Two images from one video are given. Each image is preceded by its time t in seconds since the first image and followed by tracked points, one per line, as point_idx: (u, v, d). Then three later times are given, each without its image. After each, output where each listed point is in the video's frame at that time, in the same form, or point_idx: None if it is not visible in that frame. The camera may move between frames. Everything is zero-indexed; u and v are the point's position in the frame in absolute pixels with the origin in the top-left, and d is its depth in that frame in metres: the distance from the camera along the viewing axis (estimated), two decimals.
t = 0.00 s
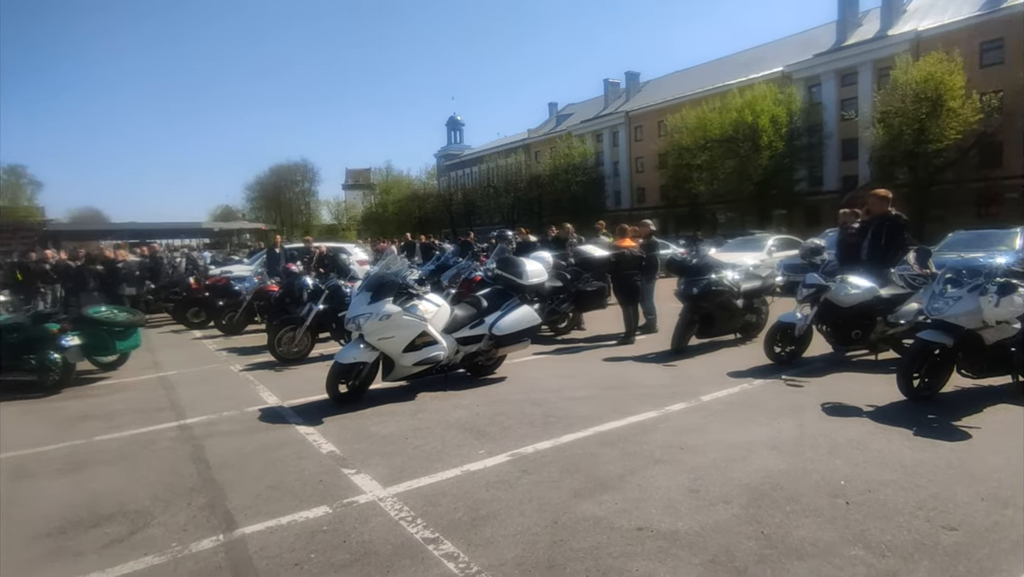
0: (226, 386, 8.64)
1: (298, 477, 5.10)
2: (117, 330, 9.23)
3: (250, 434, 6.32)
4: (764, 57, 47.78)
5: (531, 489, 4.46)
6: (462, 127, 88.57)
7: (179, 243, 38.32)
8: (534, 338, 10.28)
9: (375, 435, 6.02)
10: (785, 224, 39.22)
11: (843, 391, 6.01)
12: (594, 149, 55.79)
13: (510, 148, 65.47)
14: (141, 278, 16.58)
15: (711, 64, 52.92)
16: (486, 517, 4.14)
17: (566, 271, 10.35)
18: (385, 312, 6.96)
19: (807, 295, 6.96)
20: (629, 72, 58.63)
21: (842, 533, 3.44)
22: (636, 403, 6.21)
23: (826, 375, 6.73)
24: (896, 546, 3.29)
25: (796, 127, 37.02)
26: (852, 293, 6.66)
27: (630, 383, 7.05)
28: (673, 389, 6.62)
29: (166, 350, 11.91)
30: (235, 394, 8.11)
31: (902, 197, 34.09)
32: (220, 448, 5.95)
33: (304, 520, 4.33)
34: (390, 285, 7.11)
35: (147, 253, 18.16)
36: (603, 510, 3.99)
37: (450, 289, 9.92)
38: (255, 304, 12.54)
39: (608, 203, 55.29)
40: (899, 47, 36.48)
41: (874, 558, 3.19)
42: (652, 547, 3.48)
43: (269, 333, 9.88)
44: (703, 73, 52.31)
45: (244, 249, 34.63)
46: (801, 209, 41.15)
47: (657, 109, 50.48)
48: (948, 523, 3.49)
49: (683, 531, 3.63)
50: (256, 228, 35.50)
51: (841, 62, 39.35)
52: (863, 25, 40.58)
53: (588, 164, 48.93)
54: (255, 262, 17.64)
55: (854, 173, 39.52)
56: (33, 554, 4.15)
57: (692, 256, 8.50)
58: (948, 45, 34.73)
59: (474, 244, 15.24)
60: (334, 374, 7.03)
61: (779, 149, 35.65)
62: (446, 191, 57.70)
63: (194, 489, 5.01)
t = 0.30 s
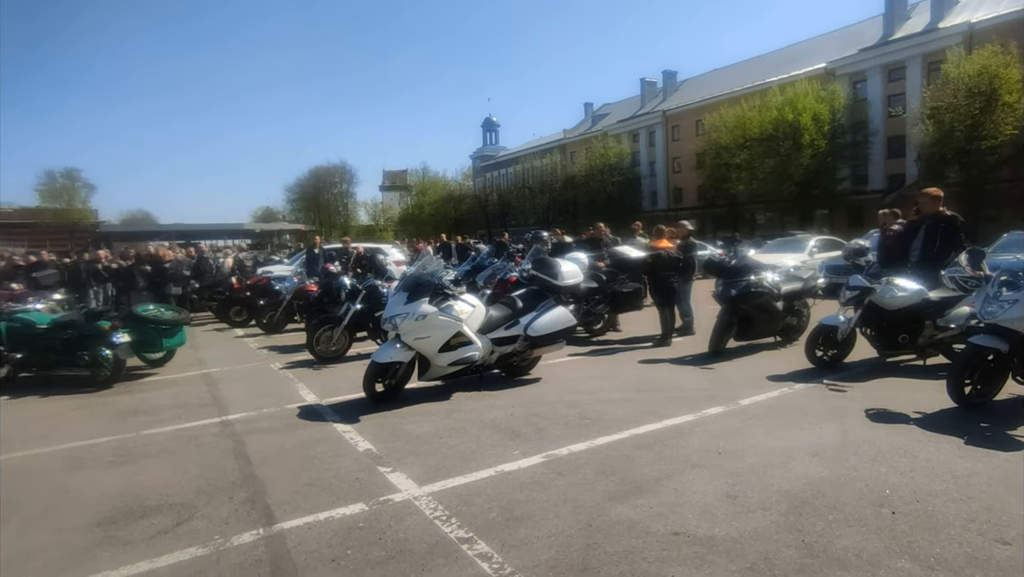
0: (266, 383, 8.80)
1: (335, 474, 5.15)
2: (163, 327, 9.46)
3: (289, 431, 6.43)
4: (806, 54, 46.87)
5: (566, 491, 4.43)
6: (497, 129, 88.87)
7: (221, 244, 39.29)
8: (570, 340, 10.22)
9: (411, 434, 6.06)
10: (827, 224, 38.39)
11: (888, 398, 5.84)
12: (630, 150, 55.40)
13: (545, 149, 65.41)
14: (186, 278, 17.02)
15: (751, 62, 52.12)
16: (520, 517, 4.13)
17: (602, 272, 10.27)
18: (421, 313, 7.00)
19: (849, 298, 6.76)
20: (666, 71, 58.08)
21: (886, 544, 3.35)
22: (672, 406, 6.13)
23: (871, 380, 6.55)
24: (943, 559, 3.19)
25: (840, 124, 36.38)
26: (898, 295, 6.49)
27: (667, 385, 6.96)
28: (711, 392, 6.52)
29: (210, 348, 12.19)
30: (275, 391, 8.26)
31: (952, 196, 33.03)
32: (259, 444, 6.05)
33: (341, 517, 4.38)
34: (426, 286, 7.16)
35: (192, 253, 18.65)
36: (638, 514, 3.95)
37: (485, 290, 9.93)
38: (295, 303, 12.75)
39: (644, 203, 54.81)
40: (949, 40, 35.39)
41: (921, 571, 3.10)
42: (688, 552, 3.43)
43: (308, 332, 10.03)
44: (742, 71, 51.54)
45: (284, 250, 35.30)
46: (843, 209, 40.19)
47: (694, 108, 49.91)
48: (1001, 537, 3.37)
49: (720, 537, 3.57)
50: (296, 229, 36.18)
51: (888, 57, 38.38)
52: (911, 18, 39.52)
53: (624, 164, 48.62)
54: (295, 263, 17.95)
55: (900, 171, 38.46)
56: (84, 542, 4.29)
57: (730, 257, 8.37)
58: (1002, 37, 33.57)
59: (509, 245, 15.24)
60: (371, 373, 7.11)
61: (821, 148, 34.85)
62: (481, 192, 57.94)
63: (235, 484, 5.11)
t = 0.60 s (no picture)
0: (302, 381, 8.89)
1: (367, 472, 5.15)
2: (208, 326, 9.64)
3: (324, 428, 6.47)
4: (852, 49, 45.75)
5: (596, 494, 4.36)
6: (533, 129, 88.82)
7: (264, 244, 40.18)
8: (604, 341, 10.09)
9: (443, 433, 6.04)
10: (873, 225, 37.35)
11: (936, 405, 5.62)
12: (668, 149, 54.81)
13: (582, 149, 65.14)
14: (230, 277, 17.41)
15: (793, 57, 51.09)
16: (549, 520, 4.06)
17: (637, 273, 10.13)
18: (454, 313, 6.98)
19: (897, 301, 6.55)
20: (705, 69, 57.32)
21: (931, 559, 3.21)
22: (708, 410, 6.00)
23: (917, 387, 6.31)
24: None
25: (890, 121, 35.65)
26: (949, 298, 6.24)
27: (703, 389, 6.82)
28: (749, 396, 6.35)
29: (251, 345, 12.41)
30: (310, 389, 8.33)
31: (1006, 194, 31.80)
32: (294, 441, 6.10)
33: (372, 514, 4.37)
34: (459, 286, 7.14)
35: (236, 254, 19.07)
36: (670, 519, 3.86)
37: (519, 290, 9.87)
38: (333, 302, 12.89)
39: (682, 204, 54.14)
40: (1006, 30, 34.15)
41: None
42: (720, 561, 3.34)
43: (344, 330, 10.11)
44: (784, 66, 50.57)
45: (323, 250, 35.84)
46: (890, 209, 39.00)
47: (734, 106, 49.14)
48: None
49: (755, 545, 3.46)
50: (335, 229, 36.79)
51: (940, 48, 37.21)
52: (965, 9, 38.27)
53: (661, 164, 48.16)
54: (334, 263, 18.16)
55: (952, 168, 37.22)
56: (124, 532, 4.37)
57: (770, 258, 8.17)
58: None
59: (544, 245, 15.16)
60: (404, 373, 7.12)
61: (868, 145, 34.13)
62: (517, 192, 58.00)
63: (271, 479, 5.15)
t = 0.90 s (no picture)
0: (335, 379, 8.93)
1: (395, 471, 5.12)
2: (245, 324, 9.74)
3: (355, 426, 6.47)
4: (897, 43, 44.54)
5: (623, 499, 4.25)
6: (568, 129, 88.53)
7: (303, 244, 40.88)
8: (636, 344, 9.93)
9: (471, 434, 5.98)
10: (921, 225, 36.20)
11: (984, 415, 5.37)
12: (705, 148, 54.07)
13: (617, 149, 64.71)
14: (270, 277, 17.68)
15: (835, 53, 49.95)
16: (574, 524, 3.98)
17: (669, 274, 9.96)
18: (483, 314, 6.93)
19: (943, 304, 6.29)
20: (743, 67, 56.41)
21: None
22: (741, 415, 5.84)
23: (964, 395, 6.05)
24: None
25: (940, 117, 34.49)
26: (1001, 302, 6.04)
27: (737, 393, 6.64)
28: (785, 402, 6.16)
29: (288, 344, 12.56)
30: (341, 387, 8.36)
31: None
32: (323, 438, 6.10)
33: (397, 513, 4.33)
34: (488, 287, 7.09)
35: (276, 253, 19.37)
36: (698, 527, 3.75)
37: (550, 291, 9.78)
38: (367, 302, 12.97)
39: (719, 204, 53.35)
40: None
41: None
42: (750, 572, 3.22)
43: (377, 330, 10.14)
44: (826, 63, 49.49)
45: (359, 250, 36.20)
46: (939, 208, 37.63)
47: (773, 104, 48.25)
48: None
49: (786, 558, 3.34)
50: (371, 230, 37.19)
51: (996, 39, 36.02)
52: None
53: (698, 164, 47.55)
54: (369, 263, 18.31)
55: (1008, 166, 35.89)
56: (157, 524, 4.41)
57: (807, 260, 7.94)
58: None
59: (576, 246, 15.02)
60: (434, 373, 7.09)
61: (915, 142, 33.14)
62: (552, 193, 57.88)
63: (301, 475, 5.16)
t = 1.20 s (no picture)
0: (368, 381, 8.98)
1: (425, 473, 5.10)
2: (282, 326, 9.84)
3: (387, 428, 6.48)
4: (944, 39, 43.22)
5: (652, 506, 4.17)
6: (603, 131, 88.00)
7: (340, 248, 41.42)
8: (668, 348, 9.76)
9: (501, 437, 5.94)
10: (973, 226, 34.86)
11: None
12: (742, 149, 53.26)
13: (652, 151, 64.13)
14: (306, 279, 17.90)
15: (879, 51, 48.73)
16: (602, 529, 3.91)
17: (704, 278, 9.79)
18: (514, 317, 6.89)
19: (993, 310, 6.12)
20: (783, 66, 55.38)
21: None
22: (777, 422, 5.69)
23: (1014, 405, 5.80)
24: None
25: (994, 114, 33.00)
26: None
27: (774, 400, 6.48)
28: (823, 409, 5.99)
29: (323, 345, 12.69)
30: (373, 389, 8.40)
31: None
32: (354, 440, 6.12)
33: (426, 516, 4.31)
34: (520, 290, 7.05)
35: (313, 256, 19.62)
36: (729, 536, 3.65)
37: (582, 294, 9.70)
38: (401, 304, 13.05)
39: (757, 206, 52.43)
40: None
41: None
42: None
43: (410, 333, 10.17)
44: (869, 61, 48.31)
45: (394, 254, 36.48)
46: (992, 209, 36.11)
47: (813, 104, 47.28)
48: None
49: (822, 571, 3.23)
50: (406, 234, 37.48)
51: None
52: None
53: (735, 166, 46.85)
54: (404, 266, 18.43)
55: None
56: (191, 520, 4.47)
57: (847, 264, 7.71)
58: None
59: (610, 250, 14.88)
60: (465, 375, 7.07)
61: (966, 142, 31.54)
62: (586, 196, 57.63)
63: (333, 475, 5.18)
